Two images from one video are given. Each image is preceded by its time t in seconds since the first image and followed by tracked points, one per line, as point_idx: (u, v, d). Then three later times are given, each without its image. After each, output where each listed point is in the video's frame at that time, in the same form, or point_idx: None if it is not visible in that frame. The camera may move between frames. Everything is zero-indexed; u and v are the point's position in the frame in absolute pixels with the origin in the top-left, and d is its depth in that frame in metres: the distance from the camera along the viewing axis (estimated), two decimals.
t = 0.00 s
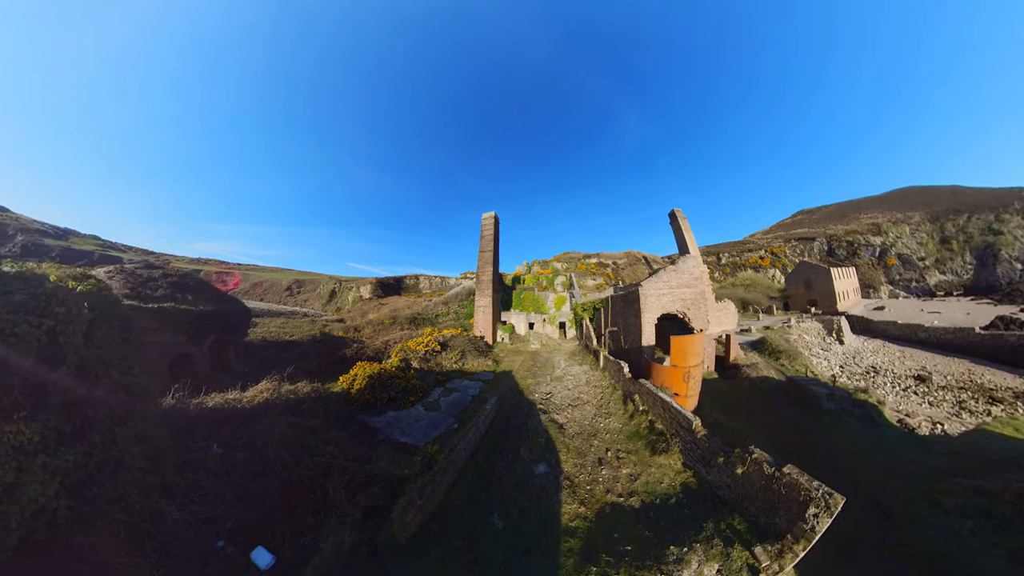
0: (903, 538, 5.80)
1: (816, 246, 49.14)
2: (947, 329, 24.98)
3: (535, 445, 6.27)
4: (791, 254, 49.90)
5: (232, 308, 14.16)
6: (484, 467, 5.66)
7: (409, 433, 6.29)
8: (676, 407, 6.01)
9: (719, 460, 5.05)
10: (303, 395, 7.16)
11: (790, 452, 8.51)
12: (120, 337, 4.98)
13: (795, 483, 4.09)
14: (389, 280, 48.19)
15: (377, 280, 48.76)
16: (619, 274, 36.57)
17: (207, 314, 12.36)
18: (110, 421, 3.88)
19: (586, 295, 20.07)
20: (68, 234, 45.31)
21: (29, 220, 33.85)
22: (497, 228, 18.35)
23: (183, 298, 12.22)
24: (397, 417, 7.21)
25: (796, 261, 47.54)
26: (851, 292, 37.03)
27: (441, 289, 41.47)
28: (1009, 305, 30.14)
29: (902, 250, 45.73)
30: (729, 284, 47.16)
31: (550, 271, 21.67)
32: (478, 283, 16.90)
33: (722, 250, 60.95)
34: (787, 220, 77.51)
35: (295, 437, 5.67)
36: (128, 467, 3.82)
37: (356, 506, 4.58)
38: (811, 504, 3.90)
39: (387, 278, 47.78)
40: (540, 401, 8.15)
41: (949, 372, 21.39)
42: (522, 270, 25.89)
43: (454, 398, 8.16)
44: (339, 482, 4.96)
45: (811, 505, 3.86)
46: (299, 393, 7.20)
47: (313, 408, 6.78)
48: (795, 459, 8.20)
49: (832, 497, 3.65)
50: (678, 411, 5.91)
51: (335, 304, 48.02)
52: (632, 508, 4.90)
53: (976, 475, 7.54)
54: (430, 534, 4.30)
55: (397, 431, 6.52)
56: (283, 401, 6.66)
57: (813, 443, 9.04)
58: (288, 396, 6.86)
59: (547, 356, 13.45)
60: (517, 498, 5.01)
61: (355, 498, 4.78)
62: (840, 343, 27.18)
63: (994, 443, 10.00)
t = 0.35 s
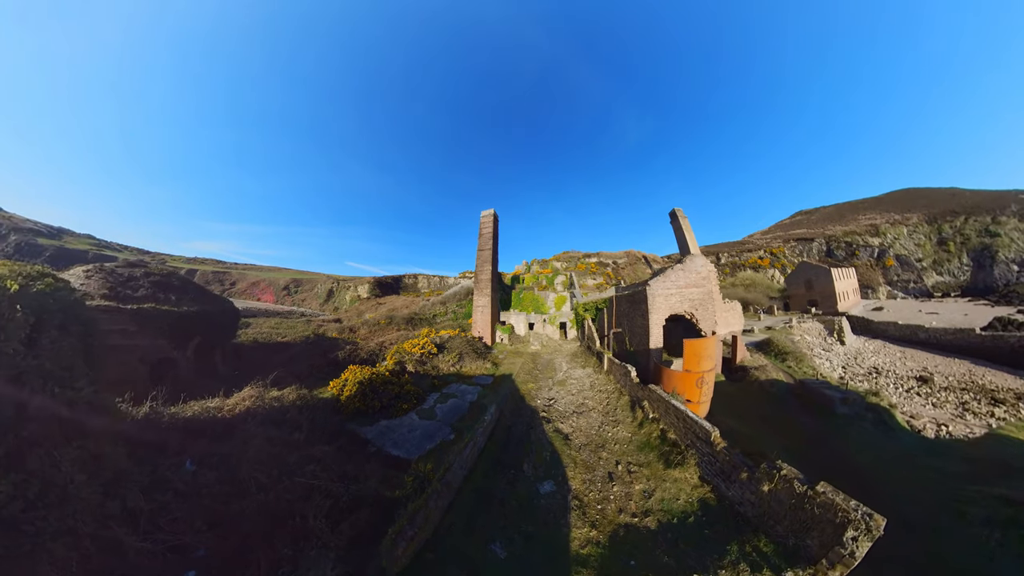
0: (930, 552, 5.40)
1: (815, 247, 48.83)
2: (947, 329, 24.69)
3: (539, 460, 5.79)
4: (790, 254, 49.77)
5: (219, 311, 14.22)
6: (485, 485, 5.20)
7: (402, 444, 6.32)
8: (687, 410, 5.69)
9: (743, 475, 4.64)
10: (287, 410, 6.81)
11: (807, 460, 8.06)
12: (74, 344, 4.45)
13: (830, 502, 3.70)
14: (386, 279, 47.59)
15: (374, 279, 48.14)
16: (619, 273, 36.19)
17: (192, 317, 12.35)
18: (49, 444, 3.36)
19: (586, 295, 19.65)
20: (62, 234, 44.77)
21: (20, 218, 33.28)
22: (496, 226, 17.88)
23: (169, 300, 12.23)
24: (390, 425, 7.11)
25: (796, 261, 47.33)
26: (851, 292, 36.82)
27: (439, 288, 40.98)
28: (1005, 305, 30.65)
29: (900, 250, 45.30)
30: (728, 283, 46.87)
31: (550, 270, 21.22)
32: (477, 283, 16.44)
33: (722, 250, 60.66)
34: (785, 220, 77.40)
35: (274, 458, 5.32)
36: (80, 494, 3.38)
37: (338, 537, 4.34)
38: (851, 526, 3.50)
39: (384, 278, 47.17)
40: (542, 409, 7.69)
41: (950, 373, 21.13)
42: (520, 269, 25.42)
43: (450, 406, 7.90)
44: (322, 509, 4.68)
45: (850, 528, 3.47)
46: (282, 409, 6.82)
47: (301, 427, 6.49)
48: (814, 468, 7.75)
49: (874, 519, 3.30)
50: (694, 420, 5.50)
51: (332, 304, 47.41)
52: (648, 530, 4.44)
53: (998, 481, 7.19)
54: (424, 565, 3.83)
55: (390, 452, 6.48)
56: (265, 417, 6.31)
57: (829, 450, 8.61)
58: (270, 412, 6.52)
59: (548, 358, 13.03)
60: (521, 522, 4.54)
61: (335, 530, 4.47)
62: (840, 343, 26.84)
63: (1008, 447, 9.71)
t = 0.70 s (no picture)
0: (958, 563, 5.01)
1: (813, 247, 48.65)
2: (947, 329, 24.41)
3: (543, 474, 5.36)
4: (789, 254, 49.48)
5: (207, 311, 13.91)
6: (487, 500, 4.85)
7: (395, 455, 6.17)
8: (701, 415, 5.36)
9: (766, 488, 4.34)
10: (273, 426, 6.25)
11: (823, 466, 7.68)
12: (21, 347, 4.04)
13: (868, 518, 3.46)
14: (385, 279, 47.06)
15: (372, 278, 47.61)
16: (618, 272, 35.83)
17: (178, 317, 12.05)
18: None
19: (587, 294, 19.26)
20: (56, 233, 44.14)
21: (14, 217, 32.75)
22: (495, 223, 17.46)
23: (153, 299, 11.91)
24: (382, 433, 6.97)
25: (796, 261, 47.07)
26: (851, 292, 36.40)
27: (437, 287, 40.51)
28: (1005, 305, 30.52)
29: (899, 251, 45.12)
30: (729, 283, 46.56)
31: (549, 270, 20.85)
32: (475, 282, 16.01)
33: (722, 249, 60.39)
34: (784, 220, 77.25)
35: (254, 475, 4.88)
36: (24, 517, 2.99)
37: (320, 565, 3.98)
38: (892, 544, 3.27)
39: (383, 277, 46.62)
40: (545, 415, 7.29)
41: (951, 373, 20.83)
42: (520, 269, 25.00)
43: (447, 411, 7.75)
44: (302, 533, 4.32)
45: (890, 546, 3.26)
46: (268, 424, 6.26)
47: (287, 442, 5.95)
48: (831, 474, 7.36)
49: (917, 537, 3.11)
50: (709, 427, 5.16)
51: (330, 303, 46.85)
52: (665, 550, 4.04)
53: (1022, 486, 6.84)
54: None
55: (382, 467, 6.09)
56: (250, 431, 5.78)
57: (845, 455, 8.24)
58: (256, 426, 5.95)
59: (549, 359, 12.63)
60: (526, 544, 4.12)
61: (316, 557, 4.10)
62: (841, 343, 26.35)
63: None
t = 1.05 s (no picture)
0: None
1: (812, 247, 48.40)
2: (948, 329, 24.00)
3: (544, 491, 4.90)
4: (787, 254, 49.08)
5: (194, 309, 13.43)
6: (483, 519, 4.42)
7: (380, 466, 5.97)
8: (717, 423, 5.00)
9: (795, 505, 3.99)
10: (247, 448, 6.05)
11: (842, 473, 7.23)
12: None
13: (915, 542, 3.09)
14: (383, 278, 46.45)
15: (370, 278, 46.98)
16: (619, 271, 35.41)
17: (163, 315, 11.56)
18: None
19: (587, 293, 18.81)
20: (51, 233, 43.65)
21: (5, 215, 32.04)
22: (494, 220, 17.01)
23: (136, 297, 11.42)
24: (370, 441, 6.92)
25: (795, 261, 46.79)
26: (852, 291, 35.79)
27: (436, 286, 39.96)
28: (1000, 307, 29.99)
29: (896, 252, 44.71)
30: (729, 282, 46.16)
31: (549, 268, 20.42)
32: (473, 280, 15.55)
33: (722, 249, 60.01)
34: (783, 221, 77.06)
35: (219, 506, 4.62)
36: None
37: None
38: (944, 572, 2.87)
39: (381, 276, 45.99)
40: (546, 423, 6.85)
41: (953, 373, 20.41)
42: (519, 267, 24.47)
43: (441, 415, 7.59)
44: (270, 560, 3.97)
45: None
46: (241, 446, 6.07)
47: (260, 465, 5.73)
48: (853, 483, 6.90)
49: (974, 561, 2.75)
50: (728, 437, 4.80)
51: (327, 303, 46.28)
52: None
53: None
54: None
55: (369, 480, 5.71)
56: (220, 456, 5.62)
57: (864, 461, 7.78)
58: (227, 449, 5.72)
59: (548, 360, 12.21)
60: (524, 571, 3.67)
61: None
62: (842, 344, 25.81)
63: None
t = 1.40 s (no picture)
0: None
1: (811, 247, 48.20)
2: (947, 329, 23.61)
3: (545, 509, 4.50)
4: (786, 254, 48.83)
5: (180, 309, 12.94)
6: (478, 540, 4.05)
7: (366, 476, 5.94)
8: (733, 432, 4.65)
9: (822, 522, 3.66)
10: (222, 459, 5.71)
11: (856, 481, 6.89)
12: None
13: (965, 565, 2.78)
14: (380, 278, 45.87)
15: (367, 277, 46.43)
16: (618, 270, 35.04)
17: (146, 314, 11.03)
18: None
19: (587, 292, 18.41)
20: (44, 231, 42.99)
21: None
22: (492, 218, 16.56)
23: (119, 295, 10.94)
24: (358, 449, 6.79)
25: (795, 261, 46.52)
26: (851, 292, 35.51)
27: (433, 286, 39.45)
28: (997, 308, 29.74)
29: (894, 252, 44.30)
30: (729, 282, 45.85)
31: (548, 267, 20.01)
32: (470, 279, 15.10)
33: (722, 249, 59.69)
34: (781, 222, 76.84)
35: (185, 525, 4.31)
36: None
37: None
38: None
39: (378, 276, 45.41)
40: (546, 430, 6.45)
41: (954, 373, 20.13)
42: (518, 266, 24.05)
43: (433, 421, 7.40)
44: None
45: None
46: (216, 456, 5.72)
47: (235, 477, 5.41)
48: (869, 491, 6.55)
49: None
50: (745, 448, 4.45)
51: (323, 302, 45.71)
52: None
53: None
54: None
55: (354, 493, 5.52)
56: (191, 467, 5.26)
57: (878, 466, 7.44)
58: (200, 460, 5.37)
59: (547, 361, 11.84)
60: None
61: None
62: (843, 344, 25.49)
63: None
